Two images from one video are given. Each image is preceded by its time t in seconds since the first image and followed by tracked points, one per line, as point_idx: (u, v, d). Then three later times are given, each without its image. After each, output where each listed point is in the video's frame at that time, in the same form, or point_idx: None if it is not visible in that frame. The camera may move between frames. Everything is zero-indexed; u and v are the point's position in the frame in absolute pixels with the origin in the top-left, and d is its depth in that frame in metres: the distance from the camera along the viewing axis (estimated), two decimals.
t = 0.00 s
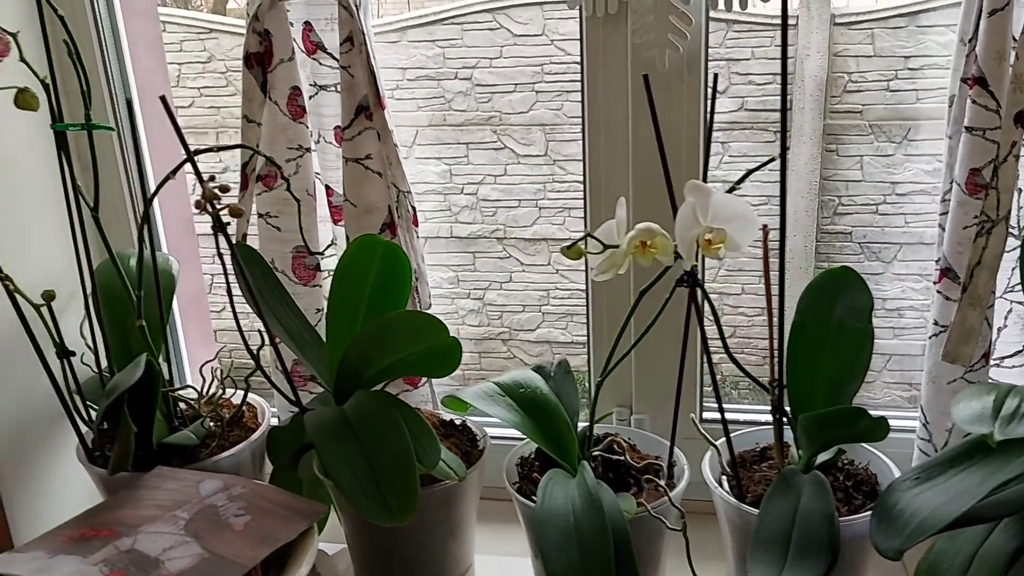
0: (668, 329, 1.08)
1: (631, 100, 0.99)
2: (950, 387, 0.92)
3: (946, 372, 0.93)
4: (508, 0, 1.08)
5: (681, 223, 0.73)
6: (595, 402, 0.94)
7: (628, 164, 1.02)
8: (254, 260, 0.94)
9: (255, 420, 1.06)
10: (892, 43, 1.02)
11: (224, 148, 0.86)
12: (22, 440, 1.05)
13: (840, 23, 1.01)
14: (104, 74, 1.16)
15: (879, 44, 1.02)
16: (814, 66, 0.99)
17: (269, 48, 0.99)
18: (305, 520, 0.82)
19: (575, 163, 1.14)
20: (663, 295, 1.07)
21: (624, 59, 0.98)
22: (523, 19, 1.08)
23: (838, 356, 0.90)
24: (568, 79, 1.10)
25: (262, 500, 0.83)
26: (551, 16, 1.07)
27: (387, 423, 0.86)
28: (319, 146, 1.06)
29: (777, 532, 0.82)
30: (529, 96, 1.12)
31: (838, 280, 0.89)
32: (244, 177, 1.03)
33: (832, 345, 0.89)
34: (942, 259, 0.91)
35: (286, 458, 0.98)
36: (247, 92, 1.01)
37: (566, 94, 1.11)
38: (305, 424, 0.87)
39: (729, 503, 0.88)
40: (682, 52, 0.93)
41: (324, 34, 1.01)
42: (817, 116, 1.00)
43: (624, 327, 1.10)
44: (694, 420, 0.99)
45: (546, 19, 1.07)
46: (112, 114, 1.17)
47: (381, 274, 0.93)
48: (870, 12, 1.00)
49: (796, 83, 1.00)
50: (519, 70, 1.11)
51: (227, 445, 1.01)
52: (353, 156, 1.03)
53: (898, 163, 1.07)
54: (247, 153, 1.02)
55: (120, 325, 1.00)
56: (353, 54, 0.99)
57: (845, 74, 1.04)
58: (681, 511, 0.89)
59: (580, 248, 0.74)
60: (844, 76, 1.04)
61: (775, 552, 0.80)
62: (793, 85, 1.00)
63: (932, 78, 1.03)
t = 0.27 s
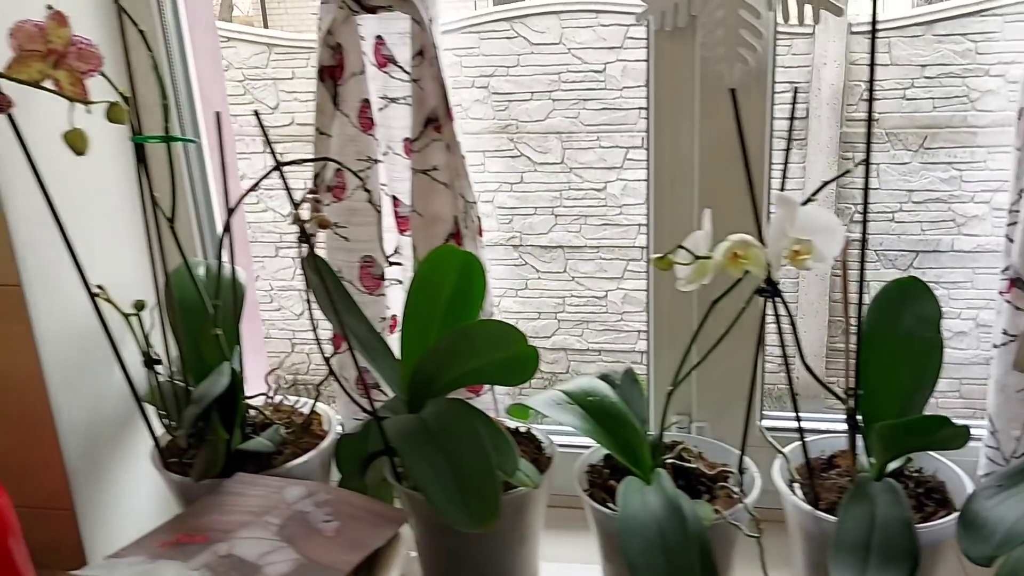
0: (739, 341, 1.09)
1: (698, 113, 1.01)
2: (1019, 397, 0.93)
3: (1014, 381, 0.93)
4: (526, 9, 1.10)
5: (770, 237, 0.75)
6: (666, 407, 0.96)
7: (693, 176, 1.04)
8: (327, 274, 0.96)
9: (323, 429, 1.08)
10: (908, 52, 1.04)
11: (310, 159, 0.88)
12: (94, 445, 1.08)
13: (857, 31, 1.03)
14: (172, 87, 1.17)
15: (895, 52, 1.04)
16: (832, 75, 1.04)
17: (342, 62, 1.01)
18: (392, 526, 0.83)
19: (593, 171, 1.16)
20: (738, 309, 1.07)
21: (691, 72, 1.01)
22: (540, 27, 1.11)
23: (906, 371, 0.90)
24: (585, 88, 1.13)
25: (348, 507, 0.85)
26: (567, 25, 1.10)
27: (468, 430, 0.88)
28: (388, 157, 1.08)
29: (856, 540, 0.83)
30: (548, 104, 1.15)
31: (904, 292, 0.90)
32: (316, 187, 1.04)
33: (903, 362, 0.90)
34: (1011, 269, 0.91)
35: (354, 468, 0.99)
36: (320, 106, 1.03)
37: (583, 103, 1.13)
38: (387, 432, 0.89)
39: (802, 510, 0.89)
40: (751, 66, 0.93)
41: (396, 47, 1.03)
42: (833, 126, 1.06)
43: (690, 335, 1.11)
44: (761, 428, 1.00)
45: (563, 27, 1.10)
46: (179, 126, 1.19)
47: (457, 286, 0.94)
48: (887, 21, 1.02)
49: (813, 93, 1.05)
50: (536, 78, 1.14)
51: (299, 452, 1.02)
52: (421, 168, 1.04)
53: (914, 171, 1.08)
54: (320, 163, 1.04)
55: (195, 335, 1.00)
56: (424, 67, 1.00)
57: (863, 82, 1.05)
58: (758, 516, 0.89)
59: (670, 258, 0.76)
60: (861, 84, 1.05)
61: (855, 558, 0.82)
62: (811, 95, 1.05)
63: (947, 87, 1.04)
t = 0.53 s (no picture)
0: (795, 343, 1.11)
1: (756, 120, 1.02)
2: None
3: None
4: (545, 17, 1.12)
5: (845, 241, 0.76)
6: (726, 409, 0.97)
7: (749, 181, 1.06)
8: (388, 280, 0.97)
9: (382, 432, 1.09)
10: (925, 59, 1.05)
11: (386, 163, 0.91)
12: (157, 447, 1.09)
13: (874, 39, 1.05)
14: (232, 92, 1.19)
15: (912, 60, 1.05)
16: (848, 82, 1.06)
17: (404, 70, 1.03)
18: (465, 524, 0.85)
19: (610, 177, 1.18)
20: (800, 311, 1.09)
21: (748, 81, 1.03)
22: (558, 35, 1.12)
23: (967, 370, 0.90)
24: (603, 95, 1.14)
25: (420, 504, 0.87)
26: (587, 32, 1.12)
27: (536, 430, 0.89)
28: (447, 162, 1.09)
29: (922, 540, 0.84)
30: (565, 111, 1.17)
31: (964, 296, 0.91)
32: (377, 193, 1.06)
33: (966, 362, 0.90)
34: None
35: (416, 468, 1.00)
36: (383, 113, 1.05)
37: (601, 110, 1.15)
38: (455, 431, 0.90)
39: (864, 509, 0.91)
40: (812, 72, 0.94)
41: (458, 55, 1.05)
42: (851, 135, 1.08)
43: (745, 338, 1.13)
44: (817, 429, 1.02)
45: (580, 35, 1.12)
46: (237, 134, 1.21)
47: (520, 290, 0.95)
48: (903, 30, 1.04)
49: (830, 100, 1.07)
50: (553, 86, 1.15)
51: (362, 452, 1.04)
52: (480, 172, 1.05)
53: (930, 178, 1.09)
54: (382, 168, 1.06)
55: (259, 338, 1.02)
56: (485, 74, 1.02)
57: (879, 90, 1.07)
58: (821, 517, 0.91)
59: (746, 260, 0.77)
60: (877, 91, 1.07)
61: (922, 557, 0.83)
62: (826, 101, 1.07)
63: (964, 94, 1.06)
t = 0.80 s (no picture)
0: (835, 343, 1.11)
1: (796, 122, 1.03)
2: None
3: None
4: (557, 21, 1.12)
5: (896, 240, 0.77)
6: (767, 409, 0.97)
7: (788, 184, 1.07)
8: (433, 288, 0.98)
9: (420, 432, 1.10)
10: (939, 61, 1.05)
11: (432, 164, 0.92)
12: (200, 446, 1.11)
13: (889, 42, 1.04)
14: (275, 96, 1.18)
15: (927, 62, 1.05)
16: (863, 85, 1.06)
17: (445, 71, 1.04)
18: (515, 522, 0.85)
19: (623, 180, 1.18)
20: (839, 315, 1.10)
21: (788, 84, 1.04)
22: (571, 38, 1.13)
23: (1014, 370, 0.90)
24: (617, 97, 1.14)
25: (468, 503, 0.87)
26: (600, 35, 1.12)
27: (582, 430, 0.90)
28: (487, 163, 1.10)
29: (970, 539, 0.84)
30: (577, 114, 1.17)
31: (1005, 295, 0.91)
32: (417, 194, 1.07)
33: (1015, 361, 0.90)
34: None
35: (454, 469, 1.00)
36: (424, 114, 1.05)
37: (614, 113, 1.15)
38: (501, 430, 0.90)
39: (907, 508, 0.91)
40: (853, 73, 0.96)
41: (499, 57, 1.06)
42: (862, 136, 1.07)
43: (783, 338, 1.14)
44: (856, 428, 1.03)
45: (594, 38, 1.12)
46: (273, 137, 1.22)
47: (565, 289, 0.95)
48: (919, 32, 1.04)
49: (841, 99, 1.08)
50: (565, 89, 1.15)
51: (404, 451, 1.05)
52: (519, 174, 1.05)
53: (945, 179, 1.10)
54: (422, 171, 1.06)
55: (302, 339, 1.03)
56: (526, 77, 1.02)
57: (894, 92, 1.07)
58: (864, 516, 0.92)
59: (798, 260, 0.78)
60: (892, 93, 1.07)
61: (971, 556, 0.83)
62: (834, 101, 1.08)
63: (980, 96, 1.06)
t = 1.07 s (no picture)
0: (858, 355, 1.12)
1: (818, 133, 1.04)
2: None
3: None
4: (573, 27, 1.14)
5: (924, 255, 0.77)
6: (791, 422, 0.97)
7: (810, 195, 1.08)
8: (461, 309, 0.99)
9: (442, 443, 1.10)
10: (947, 69, 1.06)
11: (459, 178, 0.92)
12: (222, 456, 1.12)
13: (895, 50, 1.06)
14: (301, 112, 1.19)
15: (934, 69, 1.06)
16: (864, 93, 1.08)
17: (468, 84, 1.04)
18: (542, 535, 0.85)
19: (630, 186, 1.20)
20: (861, 331, 1.11)
21: (812, 97, 1.04)
22: (579, 45, 1.15)
23: None
24: (623, 103, 1.16)
25: (495, 515, 0.87)
26: (607, 42, 1.14)
27: (606, 440, 0.90)
28: (509, 174, 1.11)
29: (996, 552, 0.84)
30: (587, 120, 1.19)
31: None
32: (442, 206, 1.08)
33: None
34: None
35: (474, 480, 1.00)
36: (447, 126, 1.06)
37: (620, 119, 1.17)
38: (527, 442, 0.91)
39: (931, 520, 0.91)
40: (878, 87, 0.95)
41: (522, 69, 1.07)
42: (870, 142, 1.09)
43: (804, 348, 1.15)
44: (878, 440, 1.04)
45: (602, 44, 1.14)
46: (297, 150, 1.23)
47: (590, 300, 0.95)
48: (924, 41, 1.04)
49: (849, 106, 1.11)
50: (575, 93, 1.18)
51: (427, 463, 1.05)
52: (541, 185, 1.06)
53: (952, 188, 1.11)
54: (445, 183, 1.07)
55: (325, 350, 1.04)
56: (549, 89, 1.03)
57: (902, 99, 1.08)
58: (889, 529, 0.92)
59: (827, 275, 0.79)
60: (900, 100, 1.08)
61: (998, 570, 0.83)
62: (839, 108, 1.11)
63: (986, 103, 1.07)
